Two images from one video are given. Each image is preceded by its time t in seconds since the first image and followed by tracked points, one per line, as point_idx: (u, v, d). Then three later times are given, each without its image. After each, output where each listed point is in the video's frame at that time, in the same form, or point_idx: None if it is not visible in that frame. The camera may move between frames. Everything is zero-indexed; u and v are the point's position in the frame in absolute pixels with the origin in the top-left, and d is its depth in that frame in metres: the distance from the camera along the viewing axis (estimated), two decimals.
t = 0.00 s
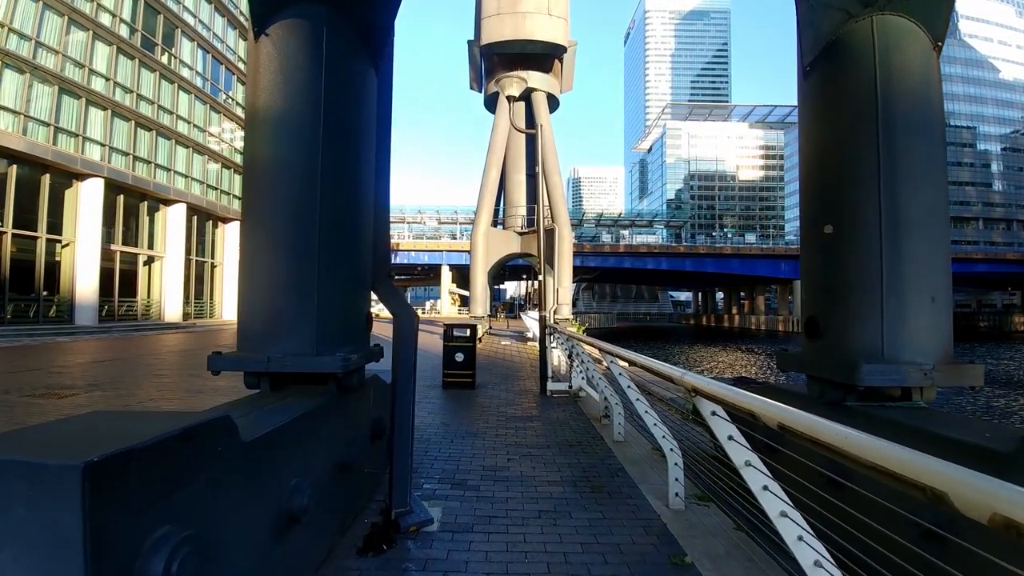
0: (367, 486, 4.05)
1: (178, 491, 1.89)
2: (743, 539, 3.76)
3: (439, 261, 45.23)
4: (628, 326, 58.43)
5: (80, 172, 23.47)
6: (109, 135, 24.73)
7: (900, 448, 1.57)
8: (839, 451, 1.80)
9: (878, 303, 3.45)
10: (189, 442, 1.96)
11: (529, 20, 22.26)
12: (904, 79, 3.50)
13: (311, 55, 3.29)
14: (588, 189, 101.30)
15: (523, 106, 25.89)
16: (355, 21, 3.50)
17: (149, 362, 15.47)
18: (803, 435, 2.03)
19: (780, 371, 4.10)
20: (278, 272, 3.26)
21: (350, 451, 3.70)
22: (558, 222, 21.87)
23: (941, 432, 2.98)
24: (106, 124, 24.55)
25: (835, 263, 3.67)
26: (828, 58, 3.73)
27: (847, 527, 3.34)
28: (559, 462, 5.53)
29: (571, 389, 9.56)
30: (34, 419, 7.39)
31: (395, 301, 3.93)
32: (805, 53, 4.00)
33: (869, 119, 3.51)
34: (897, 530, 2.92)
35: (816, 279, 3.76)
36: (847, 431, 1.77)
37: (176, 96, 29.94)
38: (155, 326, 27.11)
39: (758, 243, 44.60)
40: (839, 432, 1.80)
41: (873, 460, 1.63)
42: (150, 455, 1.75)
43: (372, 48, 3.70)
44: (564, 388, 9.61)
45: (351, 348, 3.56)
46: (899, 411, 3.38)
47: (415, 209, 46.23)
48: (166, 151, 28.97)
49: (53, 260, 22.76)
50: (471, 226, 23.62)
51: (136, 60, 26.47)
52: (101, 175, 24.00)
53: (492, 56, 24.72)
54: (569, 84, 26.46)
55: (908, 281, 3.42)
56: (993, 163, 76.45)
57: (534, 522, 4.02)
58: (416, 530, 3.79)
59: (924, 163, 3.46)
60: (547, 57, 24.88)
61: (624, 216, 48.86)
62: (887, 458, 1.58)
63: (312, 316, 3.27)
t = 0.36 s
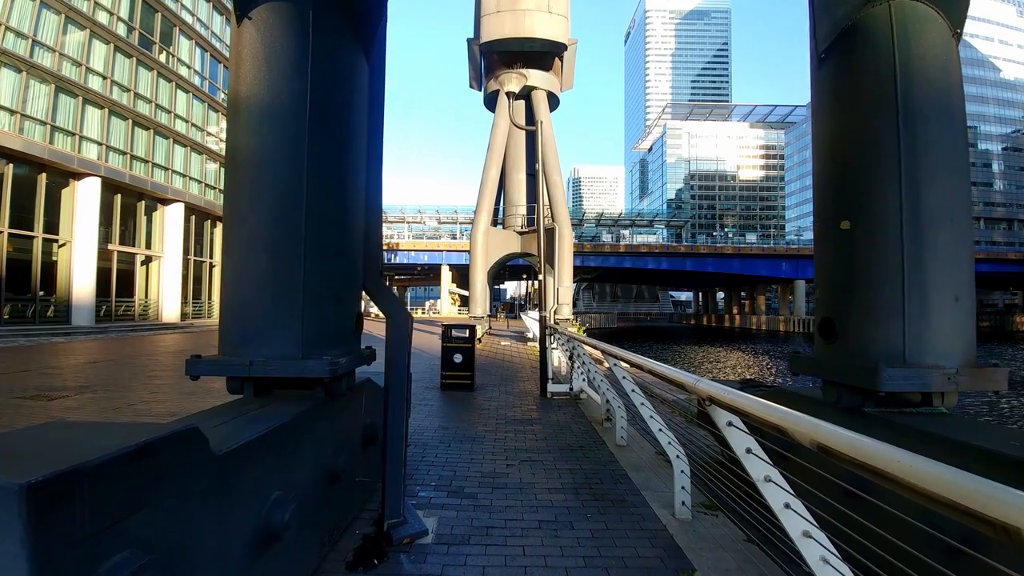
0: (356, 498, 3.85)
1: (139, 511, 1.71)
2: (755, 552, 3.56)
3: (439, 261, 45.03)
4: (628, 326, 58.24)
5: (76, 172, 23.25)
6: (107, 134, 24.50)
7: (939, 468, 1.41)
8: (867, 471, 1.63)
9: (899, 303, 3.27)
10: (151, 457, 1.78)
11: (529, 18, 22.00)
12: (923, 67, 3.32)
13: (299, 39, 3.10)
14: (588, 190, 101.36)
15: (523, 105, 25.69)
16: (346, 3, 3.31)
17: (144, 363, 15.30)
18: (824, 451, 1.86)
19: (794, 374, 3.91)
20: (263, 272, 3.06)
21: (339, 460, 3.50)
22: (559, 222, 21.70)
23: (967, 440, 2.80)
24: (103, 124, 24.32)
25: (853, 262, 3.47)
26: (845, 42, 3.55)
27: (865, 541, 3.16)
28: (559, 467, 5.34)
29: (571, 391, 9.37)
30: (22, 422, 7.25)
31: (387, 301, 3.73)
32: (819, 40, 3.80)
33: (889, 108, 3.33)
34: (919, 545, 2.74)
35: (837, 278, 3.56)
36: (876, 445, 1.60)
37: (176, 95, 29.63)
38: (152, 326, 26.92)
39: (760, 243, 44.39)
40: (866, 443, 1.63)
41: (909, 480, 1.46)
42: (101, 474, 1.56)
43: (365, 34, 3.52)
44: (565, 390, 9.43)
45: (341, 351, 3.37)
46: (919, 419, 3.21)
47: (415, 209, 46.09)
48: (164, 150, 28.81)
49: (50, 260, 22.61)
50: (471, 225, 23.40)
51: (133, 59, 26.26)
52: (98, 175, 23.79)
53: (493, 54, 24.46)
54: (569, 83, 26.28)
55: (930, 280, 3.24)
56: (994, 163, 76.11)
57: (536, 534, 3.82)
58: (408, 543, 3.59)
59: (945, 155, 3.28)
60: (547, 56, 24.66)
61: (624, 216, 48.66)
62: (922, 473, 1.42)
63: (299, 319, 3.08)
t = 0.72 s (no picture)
0: (346, 507, 3.65)
1: (93, 531, 1.52)
2: (769, 564, 3.36)
3: (439, 261, 44.65)
4: (628, 326, 58.02)
5: (72, 170, 23.01)
6: (103, 133, 24.27)
7: (1001, 483, 1.21)
8: (898, 482, 1.43)
9: (923, 301, 3.08)
10: (109, 471, 1.60)
11: (529, 16, 21.82)
12: (947, 53, 3.14)
13: (283, 20, 2.91)
14: (588, 190, 101.26)
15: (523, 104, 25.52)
16: None
17: (138, 364, 15.10)
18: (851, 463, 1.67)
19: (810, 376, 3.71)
20: (247, 268, 2.87)
21: (329, 467, 3.32)
22: (559, 221, 21.54)
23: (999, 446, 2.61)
24: (99, 122, 24.08)
25: (873, 258, 3.29)
26: (862, 28, 3.36)
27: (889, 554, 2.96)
28: (561, 472, 5.14)
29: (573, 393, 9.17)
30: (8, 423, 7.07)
31: (379, 300, 3.54)
32: (836, 25, 3.61)
33: (911, 96, 3.14)
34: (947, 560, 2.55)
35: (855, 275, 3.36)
36: (915, 453, 1.40)
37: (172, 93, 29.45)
38: (149, 326, 26.70)
39: (760, 243, 44.19)
40: (894, 447, 1.45)
41: (944, 500, 1.28)
42: (47, 488, 1.38)
43: (357, 18, 3.34)
44: (566, 392, 9.23)
45: (330, 352, 3.18)
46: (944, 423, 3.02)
47: (414, 209, 45.93)
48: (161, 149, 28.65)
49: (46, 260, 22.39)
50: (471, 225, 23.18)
51: (130, 57, 26.04)
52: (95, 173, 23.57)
53: (492, 52, 24.26)
54: (569, 82, 26.11)
55: (955, 277, 3.06)
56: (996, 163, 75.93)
57: (536, 544, 3.64)
58: (401, 554, 3.40)
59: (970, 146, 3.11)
60: (547, 54, 24.49)
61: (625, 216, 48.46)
62: (954, 484, 1.25)
63: (285, 318, 2.89)
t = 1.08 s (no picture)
0: (337, 517, 3.44)
1: (40, 556, 1.34)
2: None
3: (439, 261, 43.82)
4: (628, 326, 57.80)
5: (69, 169, 22.78)
6: (100, 132, 24.11)
7: None
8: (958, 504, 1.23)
9: (953, 298, 2.89)
10: (61, 487, 1.41)
11: (529, 13, 21.61)
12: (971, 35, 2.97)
13: None
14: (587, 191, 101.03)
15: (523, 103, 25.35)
16: None
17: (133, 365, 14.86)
18: (891, 478, 1.48)
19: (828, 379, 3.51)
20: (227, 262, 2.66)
21: (317, 476, 3.12)
22: (560, 221, 21.39)
23: None
24: (96, 120, 23.92)
25: (898, 253, 3.09)
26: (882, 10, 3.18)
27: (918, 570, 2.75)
28: (564, 478, 4.94)
29: (575, 394, 8.98)
30: None
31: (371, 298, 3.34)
32: (854, 8, 3.42)
33: (936, 79, 2.96)
34: None
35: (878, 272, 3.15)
36: (956, 461, 1.23)
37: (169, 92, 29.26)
38: (147, 327, 26.44)
39: (760, 243, 44.02)
40: (939, 457, 1.25)
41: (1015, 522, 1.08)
42: None
43: None
44: (567, 393, 9.04)
45: (318, 353, 2.98)
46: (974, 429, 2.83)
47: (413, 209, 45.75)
48: (159, 148, 28.49)
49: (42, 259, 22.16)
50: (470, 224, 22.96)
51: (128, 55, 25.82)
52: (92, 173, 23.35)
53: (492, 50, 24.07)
54: (570, 81, 25.93)
55: (987, 274, 2.87)
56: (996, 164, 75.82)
57: (538, 556, 3.44)
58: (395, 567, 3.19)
59: (998, 134, 2.93)
60: (547, 52, 24.31)
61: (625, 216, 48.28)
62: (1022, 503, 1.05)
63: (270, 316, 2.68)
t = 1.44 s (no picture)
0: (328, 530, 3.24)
1: None
2: None
3: (439, 261, 43.38)
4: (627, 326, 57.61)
5: (66, 168, 22.54)
6: (97, 130, 23.85)
7: None
8: None
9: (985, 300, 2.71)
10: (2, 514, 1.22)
11: (529, 10, 21.35)
12: (997, 20, 2.80)
13: None
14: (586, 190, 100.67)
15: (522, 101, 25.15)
16: None
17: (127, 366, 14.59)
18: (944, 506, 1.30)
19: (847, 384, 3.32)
20: (205, 259, 2.46)
21: (306, 489, 2.93)
22: (559, 220, 21.22)
23: None
24: (92, 119, 23.63)
25: (924, 251, 2.90)
26: None
27: None
28: (566, 485, 4.75)
29: (576, 396, 8.78)
30: None
31: (363, 299, 3.14)
32: None
33: (964, 65, 2.78)
34: None
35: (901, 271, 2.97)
36: None
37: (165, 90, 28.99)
38: (144, 326, 26.15)
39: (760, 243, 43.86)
40: (1007, 484, 1.07)
41: None
42: None
43: None
44: (568, 395, 8.84)
45: (306, 358, 2.78)
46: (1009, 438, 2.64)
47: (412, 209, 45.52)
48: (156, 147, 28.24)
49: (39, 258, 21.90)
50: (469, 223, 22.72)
51: (125, 54, 25.53)
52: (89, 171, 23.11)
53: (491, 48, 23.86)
54: (569, 79, 25.72)
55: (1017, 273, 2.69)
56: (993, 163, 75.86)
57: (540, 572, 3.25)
58: None
59: None
60: (546, 50, 24.11)
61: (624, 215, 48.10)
62: None
63: (252, 317, 2.49)
